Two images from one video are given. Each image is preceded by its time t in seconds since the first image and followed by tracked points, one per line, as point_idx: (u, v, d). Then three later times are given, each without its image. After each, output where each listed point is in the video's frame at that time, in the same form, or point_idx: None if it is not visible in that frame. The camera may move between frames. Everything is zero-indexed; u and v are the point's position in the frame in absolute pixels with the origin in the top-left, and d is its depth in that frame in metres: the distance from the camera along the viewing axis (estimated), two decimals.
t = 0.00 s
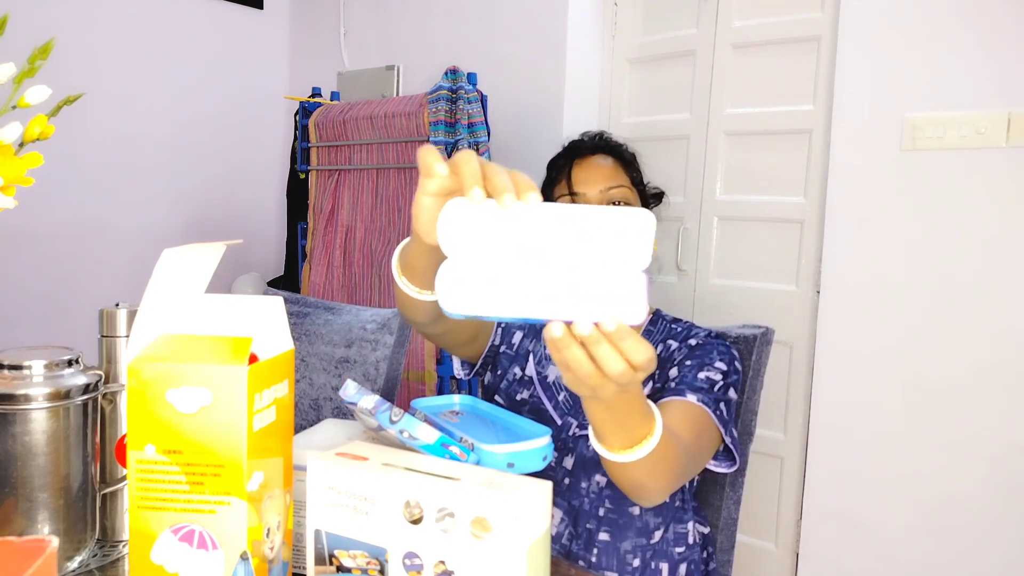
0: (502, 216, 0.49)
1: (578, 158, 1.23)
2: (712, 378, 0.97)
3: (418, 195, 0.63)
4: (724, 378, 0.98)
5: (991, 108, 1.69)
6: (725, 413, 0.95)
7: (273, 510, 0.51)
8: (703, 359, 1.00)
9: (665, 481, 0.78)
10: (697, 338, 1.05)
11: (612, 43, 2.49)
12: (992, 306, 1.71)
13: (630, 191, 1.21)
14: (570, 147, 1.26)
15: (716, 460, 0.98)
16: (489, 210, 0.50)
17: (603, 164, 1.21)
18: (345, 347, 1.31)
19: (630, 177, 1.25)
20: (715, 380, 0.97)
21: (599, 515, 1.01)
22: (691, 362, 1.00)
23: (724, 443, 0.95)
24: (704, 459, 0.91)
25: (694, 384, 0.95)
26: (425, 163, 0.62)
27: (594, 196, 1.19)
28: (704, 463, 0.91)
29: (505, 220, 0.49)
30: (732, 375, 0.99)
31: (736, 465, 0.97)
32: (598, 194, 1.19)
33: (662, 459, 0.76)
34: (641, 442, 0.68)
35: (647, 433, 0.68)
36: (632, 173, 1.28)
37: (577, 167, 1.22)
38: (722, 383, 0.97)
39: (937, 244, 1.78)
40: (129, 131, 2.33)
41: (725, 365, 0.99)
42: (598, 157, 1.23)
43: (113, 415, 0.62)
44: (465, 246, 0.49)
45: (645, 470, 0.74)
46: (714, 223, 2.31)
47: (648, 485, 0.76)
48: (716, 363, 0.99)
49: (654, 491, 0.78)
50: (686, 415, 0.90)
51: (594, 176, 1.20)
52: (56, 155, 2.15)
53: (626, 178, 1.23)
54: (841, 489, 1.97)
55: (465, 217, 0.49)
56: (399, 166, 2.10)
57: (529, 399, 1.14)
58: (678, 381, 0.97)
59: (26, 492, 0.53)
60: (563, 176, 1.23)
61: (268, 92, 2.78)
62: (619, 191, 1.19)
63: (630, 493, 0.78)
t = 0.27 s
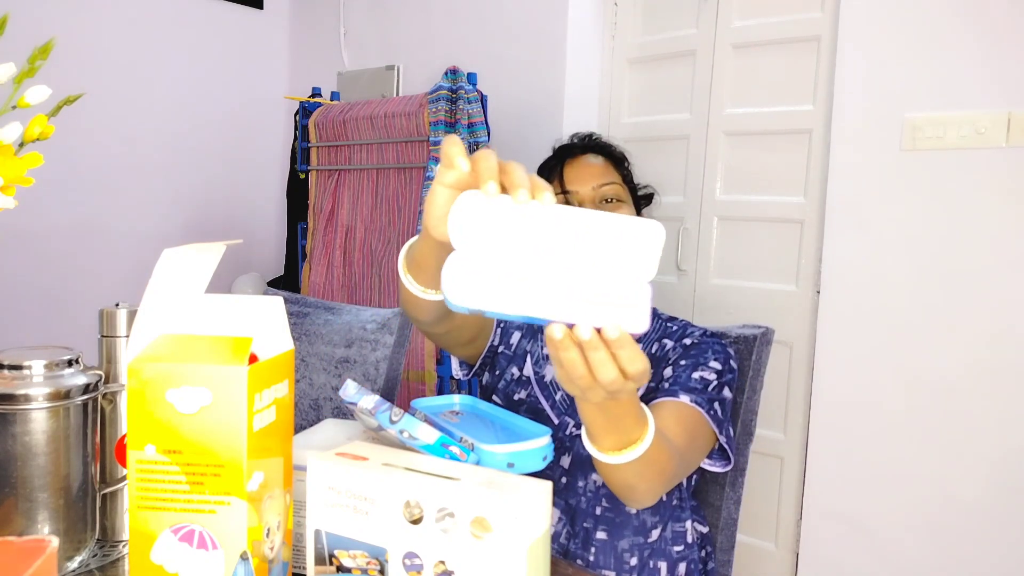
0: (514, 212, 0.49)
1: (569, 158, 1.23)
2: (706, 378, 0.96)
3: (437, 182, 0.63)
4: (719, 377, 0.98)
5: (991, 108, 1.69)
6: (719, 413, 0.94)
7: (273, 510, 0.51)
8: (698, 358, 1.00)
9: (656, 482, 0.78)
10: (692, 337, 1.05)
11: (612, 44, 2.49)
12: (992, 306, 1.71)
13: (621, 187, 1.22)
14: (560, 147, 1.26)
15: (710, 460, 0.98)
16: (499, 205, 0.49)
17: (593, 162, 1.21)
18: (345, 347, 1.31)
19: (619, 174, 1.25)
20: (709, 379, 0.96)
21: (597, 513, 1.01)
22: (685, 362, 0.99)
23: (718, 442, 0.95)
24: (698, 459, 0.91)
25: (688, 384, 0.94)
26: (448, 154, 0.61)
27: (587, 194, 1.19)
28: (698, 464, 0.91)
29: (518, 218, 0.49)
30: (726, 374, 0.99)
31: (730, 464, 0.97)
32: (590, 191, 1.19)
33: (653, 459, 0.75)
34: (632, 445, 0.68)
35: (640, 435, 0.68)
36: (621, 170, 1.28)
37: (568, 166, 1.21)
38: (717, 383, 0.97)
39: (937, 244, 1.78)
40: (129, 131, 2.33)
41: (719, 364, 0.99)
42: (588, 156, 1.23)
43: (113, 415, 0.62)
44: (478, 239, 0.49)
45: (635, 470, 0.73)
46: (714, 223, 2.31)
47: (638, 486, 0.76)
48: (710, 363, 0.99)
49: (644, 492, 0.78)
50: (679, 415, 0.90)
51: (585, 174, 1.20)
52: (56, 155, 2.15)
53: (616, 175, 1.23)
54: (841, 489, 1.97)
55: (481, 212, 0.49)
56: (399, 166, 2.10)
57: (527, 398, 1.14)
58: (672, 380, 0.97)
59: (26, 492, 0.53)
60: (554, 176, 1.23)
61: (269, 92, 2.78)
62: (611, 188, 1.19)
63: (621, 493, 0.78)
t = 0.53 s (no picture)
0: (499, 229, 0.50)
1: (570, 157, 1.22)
2: (704, 376, 0.96)
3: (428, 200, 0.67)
4: (716, 376, 0.98)
5: (991, 108, 1.69)
6: (717, 412, 0.95)
7: (273, 510, 0.51)
8: (695, 357, 1.00)
9: (657, 483, 0.78)
10: (689, 335, 1.04)
11: (612, 44, 2.49)
12: (992, 306, 1.71)
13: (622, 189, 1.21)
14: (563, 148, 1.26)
15: (709, 458, 0.98)
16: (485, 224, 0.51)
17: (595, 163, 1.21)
18: (345, 347, 1.31)
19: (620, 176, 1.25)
20: (707, 378, 0.96)
21: (595, 512, 1.01)
22: (683, 361, 0.99)
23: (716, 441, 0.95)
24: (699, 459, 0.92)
25: (686, 383, 0.94)
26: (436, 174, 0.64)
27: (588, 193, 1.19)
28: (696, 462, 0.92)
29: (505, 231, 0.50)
30: (724, 373, 1.00)
31: (728, 463, 0.97)
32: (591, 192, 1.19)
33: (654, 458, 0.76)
34: (634, 441, 0.69)
35: (640, 434, 0.70)
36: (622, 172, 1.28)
37: (571, 165, 1.21)
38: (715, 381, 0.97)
39: (937, 244, 1.78)
40: (129, 131, 2.33)
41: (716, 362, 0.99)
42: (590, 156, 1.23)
43: (113, 415, 0.62)
44: (472, 264, 0.50)
45: (636, 470, 0.74)
46: (714, 223, 2.31)
47: (638, 486, 0.76)
48: (707, 361, 0.99)
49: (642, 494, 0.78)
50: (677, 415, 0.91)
51: (586, 174, 1.20)
52: (56, 155, 2.15)
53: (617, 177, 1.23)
54: (841, 489, 1.97)
55: (467, 238, 0.50)
56: (399, 166, 2.10)
57: (525, 398, 1.14)
58: (670, 380, 0.96)
59: (26, 492, 0.53)
60: (555, 175, 1.23)
61: (269, 92, 2.78)
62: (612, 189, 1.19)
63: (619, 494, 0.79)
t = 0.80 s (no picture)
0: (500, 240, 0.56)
1: (567, 157, 1.23)
2: (712, 374, 0.96)
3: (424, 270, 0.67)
4: (723, 372, 0.97)
5: (991, 108, 1.69)
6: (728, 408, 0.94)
7: (273, 510, 0.51)
8: (699, 355, 1.00)
9: (687, 467, 0.78)
10: (689, 335, 1.05)
11: (612, 44, 2.49)
12: (991, 306, 1.71)
13: (620, 187, 1.20)
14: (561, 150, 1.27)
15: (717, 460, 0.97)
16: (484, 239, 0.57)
17: (592, 161, 1.21)
18: (345, 347, 1.31)
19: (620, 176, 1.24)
20: (716, 375, 0.96)
21: (592, 513, 1.01)
22: (688, 360, 0.99)
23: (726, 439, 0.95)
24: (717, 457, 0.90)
25: (697, 382, 0.94)
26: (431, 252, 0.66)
27: (583, 189, 1.19)
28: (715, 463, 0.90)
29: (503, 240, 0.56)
30: (729, 369, 0.99)
31: (737, 463, 0.97)
32: (586, 187, 1.18)
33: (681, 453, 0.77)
34: (655, 432, 0.70)
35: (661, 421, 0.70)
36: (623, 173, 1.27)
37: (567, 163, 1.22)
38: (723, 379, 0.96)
39: (937, 244, 1.78)
40: (129, 131, 2.33)
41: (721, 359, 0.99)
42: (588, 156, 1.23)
43: (113, 415, 0.62)
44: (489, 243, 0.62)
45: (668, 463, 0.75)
46: (714, 224, 2.31)
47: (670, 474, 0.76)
48: (714, 358, 0.99)
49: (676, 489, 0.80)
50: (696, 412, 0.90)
51: (582, 171, 1.19)
52: (56, 155, 2.15)
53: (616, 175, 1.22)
54: (841, 489, 1.97)
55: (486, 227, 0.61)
56: (399, 166, 2.10)
57: (525, 399, 1.13)
58: (678, 380, 0.96)
59: (26, 492, 0.53)
60: (552, 175, 1.23)
61: (269, 93, 2.78)
62: (608, 185, 1.18)
63: (657, 492, 0.80)
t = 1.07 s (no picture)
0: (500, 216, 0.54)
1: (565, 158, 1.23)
2: (717, 377, 0.96)
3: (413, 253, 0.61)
4: (727, 375, 0.98)
5: (991, 108, 1.69)
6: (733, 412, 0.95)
7: (273, 510, 0.51)
8: (703, 357, 1.00)
9: (699, 483, 0.79)
10: (693, 336, 1.05)
11: (612, 44, 2.49)
12: (991, 306, 1.71)
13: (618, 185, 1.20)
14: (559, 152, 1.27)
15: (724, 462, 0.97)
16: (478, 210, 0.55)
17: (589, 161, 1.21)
18: (345, 347, 1.31)
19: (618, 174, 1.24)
20: (721, 378, 0.96)
21: (596, 514, 1.01)
22: (692, 362, 0.99)
23: (731, 440, 0.95)
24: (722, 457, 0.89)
25: (702, 385, 0.94)
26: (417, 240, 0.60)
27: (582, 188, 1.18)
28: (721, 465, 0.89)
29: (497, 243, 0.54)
30: (733, 371, 1.00)
31: (744, 465, 0.97)
32: (585, 184, 1.18)
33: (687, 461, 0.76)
34: (663, 445, 0.71)
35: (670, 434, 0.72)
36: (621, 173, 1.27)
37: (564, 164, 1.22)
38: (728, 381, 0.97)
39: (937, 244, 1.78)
40: (129, 131, 2.33)
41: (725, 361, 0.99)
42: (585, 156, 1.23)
43: (113, 415, 0.62)
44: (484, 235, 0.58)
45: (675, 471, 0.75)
46: (714, 224, 2.31)
47: (687, 491, 0.78)
48: (718, 361, 0.99)
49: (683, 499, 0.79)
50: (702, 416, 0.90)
51: (580, 171, 1.19)
52: (56, 155, 2.15)
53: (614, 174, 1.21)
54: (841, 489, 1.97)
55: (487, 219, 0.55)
56: (399, 166, 2.10)
57: (527, 400, 1.13)
58: (684, 383, 0.96)
59: (26, 492, 0.53)
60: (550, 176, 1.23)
61: (269, 93, 2.78)
62: (606, 183, 1.18)
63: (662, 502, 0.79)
